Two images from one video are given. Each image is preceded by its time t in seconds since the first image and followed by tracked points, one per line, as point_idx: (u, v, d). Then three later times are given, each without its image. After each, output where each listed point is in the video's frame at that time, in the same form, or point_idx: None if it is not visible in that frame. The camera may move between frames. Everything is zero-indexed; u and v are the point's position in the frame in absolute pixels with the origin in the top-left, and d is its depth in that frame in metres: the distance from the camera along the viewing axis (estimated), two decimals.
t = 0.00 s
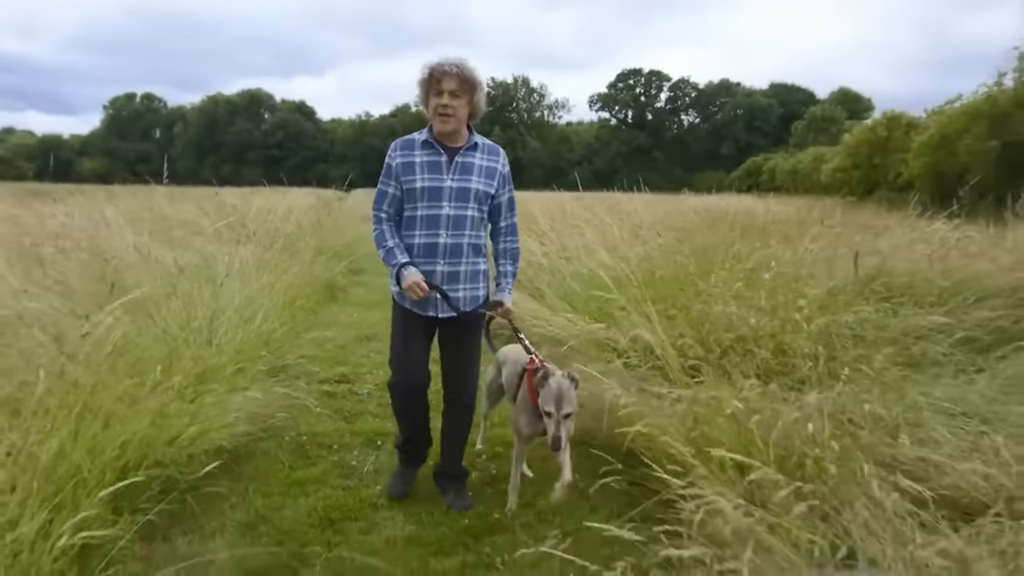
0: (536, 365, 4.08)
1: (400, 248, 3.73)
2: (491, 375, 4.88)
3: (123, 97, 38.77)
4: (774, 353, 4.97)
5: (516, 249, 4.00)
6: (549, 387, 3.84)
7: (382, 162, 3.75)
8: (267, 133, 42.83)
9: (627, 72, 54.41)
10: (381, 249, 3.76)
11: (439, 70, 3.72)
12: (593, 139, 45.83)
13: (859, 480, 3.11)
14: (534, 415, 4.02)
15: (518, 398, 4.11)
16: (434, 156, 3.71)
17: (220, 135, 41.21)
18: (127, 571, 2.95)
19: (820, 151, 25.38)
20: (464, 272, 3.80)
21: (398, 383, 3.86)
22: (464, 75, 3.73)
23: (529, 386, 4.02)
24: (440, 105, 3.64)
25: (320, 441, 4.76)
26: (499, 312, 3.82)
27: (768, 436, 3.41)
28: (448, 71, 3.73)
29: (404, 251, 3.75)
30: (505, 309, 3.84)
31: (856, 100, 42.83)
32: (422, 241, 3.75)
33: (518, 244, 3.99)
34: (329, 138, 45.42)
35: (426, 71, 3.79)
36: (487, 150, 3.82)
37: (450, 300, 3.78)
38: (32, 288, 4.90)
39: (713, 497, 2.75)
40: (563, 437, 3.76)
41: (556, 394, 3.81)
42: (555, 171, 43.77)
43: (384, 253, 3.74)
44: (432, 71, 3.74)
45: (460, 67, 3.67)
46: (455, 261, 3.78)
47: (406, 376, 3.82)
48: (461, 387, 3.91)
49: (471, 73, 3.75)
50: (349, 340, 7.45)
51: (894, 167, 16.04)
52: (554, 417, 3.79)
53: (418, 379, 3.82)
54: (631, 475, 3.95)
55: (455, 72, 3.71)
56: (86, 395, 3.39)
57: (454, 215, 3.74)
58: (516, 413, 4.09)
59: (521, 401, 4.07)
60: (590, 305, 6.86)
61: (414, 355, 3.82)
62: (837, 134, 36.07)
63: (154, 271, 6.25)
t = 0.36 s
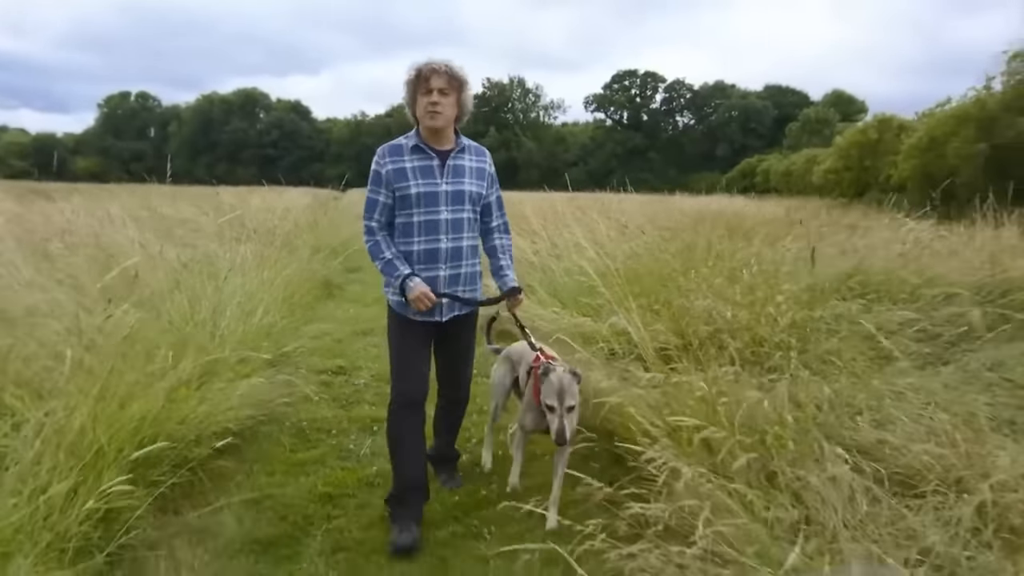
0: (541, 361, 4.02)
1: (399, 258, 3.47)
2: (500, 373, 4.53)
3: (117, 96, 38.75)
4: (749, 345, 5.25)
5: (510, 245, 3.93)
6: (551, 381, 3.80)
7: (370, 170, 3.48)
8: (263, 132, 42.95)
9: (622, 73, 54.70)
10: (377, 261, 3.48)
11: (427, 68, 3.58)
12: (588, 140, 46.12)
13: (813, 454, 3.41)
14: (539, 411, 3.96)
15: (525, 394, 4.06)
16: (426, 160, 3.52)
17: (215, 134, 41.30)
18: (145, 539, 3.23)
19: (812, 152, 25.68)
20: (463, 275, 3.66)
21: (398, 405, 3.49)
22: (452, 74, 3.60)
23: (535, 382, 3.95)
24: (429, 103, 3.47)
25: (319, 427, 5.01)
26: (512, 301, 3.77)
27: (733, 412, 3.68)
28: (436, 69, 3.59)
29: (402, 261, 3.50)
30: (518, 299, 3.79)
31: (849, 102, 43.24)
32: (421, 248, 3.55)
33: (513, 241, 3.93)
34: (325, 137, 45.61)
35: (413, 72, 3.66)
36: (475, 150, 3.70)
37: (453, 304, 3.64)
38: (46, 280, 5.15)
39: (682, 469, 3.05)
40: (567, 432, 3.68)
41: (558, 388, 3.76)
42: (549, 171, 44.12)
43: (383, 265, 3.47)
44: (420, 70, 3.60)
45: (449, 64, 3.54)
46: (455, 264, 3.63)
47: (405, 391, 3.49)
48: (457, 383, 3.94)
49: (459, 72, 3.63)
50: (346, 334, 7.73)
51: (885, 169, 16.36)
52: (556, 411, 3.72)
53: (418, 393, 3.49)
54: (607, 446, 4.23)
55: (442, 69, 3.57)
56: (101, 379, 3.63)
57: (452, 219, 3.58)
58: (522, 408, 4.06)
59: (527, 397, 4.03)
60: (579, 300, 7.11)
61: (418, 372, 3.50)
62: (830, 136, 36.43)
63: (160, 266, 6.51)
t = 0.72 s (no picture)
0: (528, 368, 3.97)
1: (382, 258, 3.58)
2: (489, 373, 4.63)
3: (119, 97, 39.01)
4: (731, 338, 5.54)
5: (498, 238, 4.04)
6: (536, 394, 3.74)
7: (349, 172, 3.58)
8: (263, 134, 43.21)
9: (621, 76, 55.07)
10: (361, 262, 3.59)
11: (393, 65, 3.64)
12: (587, 143, 46.49)
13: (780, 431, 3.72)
14: (526, 420, 3.87)
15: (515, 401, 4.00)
16: (404, 158, 3.61)
17: (215, 136, 41.60)
18: (173, 506, 3.55)
19: (810, 155, 26.00)
20: (448, 270, 3.75)
21: (391, 405, 3.68)
22: (418, 67, 3.66)
23: (524, 389, 3.92)
24: (400, 100, 3.54)
25: (325, 415, 5.31)
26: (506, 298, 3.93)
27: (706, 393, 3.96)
28: (402, 65, 3.65)
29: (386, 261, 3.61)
30: (511, 293, 3.93)
31: (847, 105, 43.66)
32: (405, 247, 3.65)
33: (500, 232, 4.03)
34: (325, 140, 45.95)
35: (379, 71, 3.71)
36: (454, 144, 3.77)
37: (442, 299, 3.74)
38: (68, 274, 5.47)
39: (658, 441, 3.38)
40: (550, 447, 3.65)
41: (541, 402, 3.71)
42: (547, 174, 44.38)
43: (367, 266, 3.58)
44: (385, 68, 3.65)
45: (416, 58, 3.60)
46: (440, 261, 3.72)
47: (398, 390, 3.67)
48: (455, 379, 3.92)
49: (424, 65, 3.69)
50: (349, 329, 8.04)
51: (880, 173, 16.69)
52: (540, 425, 3.70)
53: (411, 391, 3.68)
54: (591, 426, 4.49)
55: (408, 64, 3.64)
56: (124, 366, 3.93)
57: (434, 216, 3.66)
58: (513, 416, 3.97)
59: (517, 406, 3.96)
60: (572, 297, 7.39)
61: (405, 366, 3.66)
62: (827, 139, 36.79)
63: (173, 262, 6.83)
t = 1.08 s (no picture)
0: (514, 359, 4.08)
1: (373, 251, 3.58)
2: (493, 372, 4.58)
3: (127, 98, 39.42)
4: (721, 330, 5.79)
5: (494, 239, 3.83)
6: (511, 386, 3.87)
7: (346, 166, 3.61)
8: (268, 134, 43.56)
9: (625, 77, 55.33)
10: (353, 254, 3.60)
11: (394, 60, 3.60)
12: (591, 143, 46.82)
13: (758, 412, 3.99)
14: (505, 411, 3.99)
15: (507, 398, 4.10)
16: (398, 153, 3.59)
17: (221, 136, 42.03)
18: (196, 477, 3.85)
19: (813, 155, 26.26)
20: (438, 266, 3.63)
21: (390, 394, 3.80)
22: (419, 63, 3.61)
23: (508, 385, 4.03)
24: (398, 95, 3.50)
25: (333, 401, 5.58)
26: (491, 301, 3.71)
27: (690, 378, 4.21)
28: (404, 60, 3.60)
29: (377, 254, 3.60)
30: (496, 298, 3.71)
31: (850, 105, 43.84)
32: (395, 241, 3.62)
33: (497, 233, 3.83)
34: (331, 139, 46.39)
35: (381, 65, 3.67)
36: (453, 141, 3.69)
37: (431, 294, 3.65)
38: (93, 269, 5.79)
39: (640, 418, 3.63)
40: (519, 436, 3.80)
41: (515, 394, 3.84)
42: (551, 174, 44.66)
43: (357, 258, 3.60)
44: (387, 63, 3.61)
45: (417, 54, 3.55)
46: (430, 257, 3.62)
47: (392, 385, 3.79)
48: (445, 381, 3.64)
49: (426, 62, 3.64)
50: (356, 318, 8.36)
51: (883, 173, 16.95)
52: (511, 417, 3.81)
53: (406, 386, 3.79)
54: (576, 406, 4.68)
55: (410, 60, 3.59)
56: (150, 351, 4.22)
57: (425, 211, 3.59)
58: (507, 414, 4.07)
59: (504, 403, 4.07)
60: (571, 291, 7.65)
61: (402, 358, 3.72)
62: (830, 139, 36.99)
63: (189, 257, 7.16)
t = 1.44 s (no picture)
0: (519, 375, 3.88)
1: (372, 254, 3.55)
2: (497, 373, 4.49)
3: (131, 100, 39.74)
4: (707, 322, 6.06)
5: (500, 253, 3.68)
6: (519, 408, 3.68)
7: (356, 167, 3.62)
8: (270, 135, 43.88)
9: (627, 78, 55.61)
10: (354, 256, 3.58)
11: (409, 67, 3.58)
12: (593, 143, 47.15)
13: (731, 394, 4.30)
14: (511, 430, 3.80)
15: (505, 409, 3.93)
16: (405, 157, 3.53)
17: (223, 138, 42.33)
18: (213, 457, 4.16)
19: (813, 155, 26.52)
20: (435, 274, 3.51)
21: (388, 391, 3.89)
22: (433, 71, 3.58)
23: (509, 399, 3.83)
24: (408, 103, 3.48)
25: (339, 389, 5.88)
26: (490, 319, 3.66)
27: (668, 366, 4.52)
28: (419, 67, 3.58)
29: (376, 257, 3.55)
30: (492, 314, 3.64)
31: (851, 104, 44.09)
32: (392, 243, 3.53)
33: (503, 247, 3.67)
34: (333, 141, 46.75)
35: (398, 71, 3.65)
36: (464, 150, 3.58)
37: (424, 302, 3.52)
38: (110, 266, 6.09)
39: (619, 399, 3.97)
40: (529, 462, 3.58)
41: (524, 416, 3.65)
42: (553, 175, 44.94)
43: (356, 259, 3.58)
44: (402, 69, 3.60)
45: (431, 63, 3.51)
46: (427, 262, 3.50)
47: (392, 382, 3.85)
48: (436, 396, 3.47)
49: (442, 70, 3.60)
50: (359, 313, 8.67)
51: (884, 173, 17.21)
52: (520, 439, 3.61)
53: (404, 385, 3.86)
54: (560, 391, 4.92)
55: (423, 68, 3.56)
56: (168, 342, 4.49)
57: (425, 215, 3.49)
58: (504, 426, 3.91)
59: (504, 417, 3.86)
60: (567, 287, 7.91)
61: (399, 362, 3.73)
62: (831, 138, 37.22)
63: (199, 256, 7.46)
